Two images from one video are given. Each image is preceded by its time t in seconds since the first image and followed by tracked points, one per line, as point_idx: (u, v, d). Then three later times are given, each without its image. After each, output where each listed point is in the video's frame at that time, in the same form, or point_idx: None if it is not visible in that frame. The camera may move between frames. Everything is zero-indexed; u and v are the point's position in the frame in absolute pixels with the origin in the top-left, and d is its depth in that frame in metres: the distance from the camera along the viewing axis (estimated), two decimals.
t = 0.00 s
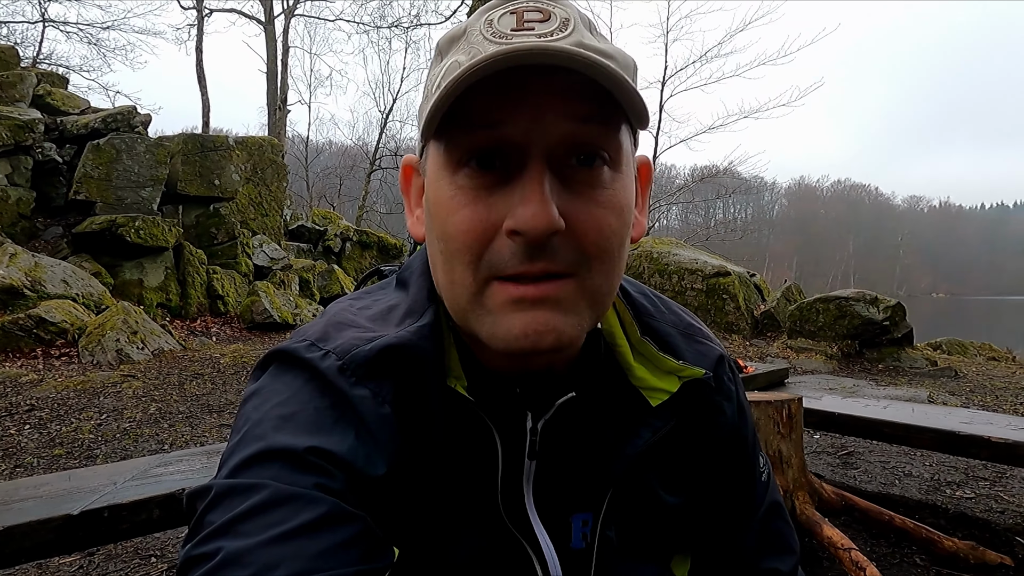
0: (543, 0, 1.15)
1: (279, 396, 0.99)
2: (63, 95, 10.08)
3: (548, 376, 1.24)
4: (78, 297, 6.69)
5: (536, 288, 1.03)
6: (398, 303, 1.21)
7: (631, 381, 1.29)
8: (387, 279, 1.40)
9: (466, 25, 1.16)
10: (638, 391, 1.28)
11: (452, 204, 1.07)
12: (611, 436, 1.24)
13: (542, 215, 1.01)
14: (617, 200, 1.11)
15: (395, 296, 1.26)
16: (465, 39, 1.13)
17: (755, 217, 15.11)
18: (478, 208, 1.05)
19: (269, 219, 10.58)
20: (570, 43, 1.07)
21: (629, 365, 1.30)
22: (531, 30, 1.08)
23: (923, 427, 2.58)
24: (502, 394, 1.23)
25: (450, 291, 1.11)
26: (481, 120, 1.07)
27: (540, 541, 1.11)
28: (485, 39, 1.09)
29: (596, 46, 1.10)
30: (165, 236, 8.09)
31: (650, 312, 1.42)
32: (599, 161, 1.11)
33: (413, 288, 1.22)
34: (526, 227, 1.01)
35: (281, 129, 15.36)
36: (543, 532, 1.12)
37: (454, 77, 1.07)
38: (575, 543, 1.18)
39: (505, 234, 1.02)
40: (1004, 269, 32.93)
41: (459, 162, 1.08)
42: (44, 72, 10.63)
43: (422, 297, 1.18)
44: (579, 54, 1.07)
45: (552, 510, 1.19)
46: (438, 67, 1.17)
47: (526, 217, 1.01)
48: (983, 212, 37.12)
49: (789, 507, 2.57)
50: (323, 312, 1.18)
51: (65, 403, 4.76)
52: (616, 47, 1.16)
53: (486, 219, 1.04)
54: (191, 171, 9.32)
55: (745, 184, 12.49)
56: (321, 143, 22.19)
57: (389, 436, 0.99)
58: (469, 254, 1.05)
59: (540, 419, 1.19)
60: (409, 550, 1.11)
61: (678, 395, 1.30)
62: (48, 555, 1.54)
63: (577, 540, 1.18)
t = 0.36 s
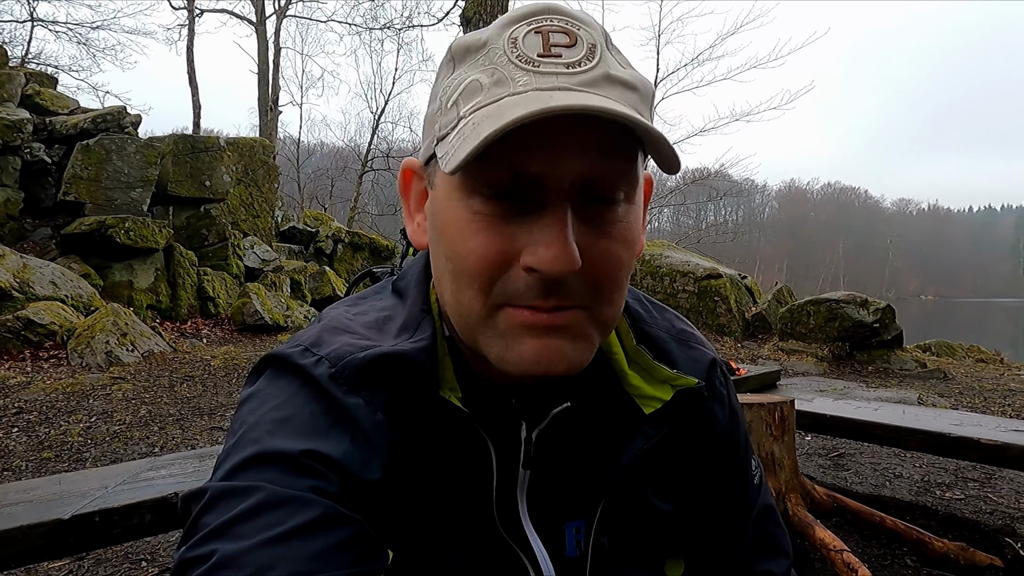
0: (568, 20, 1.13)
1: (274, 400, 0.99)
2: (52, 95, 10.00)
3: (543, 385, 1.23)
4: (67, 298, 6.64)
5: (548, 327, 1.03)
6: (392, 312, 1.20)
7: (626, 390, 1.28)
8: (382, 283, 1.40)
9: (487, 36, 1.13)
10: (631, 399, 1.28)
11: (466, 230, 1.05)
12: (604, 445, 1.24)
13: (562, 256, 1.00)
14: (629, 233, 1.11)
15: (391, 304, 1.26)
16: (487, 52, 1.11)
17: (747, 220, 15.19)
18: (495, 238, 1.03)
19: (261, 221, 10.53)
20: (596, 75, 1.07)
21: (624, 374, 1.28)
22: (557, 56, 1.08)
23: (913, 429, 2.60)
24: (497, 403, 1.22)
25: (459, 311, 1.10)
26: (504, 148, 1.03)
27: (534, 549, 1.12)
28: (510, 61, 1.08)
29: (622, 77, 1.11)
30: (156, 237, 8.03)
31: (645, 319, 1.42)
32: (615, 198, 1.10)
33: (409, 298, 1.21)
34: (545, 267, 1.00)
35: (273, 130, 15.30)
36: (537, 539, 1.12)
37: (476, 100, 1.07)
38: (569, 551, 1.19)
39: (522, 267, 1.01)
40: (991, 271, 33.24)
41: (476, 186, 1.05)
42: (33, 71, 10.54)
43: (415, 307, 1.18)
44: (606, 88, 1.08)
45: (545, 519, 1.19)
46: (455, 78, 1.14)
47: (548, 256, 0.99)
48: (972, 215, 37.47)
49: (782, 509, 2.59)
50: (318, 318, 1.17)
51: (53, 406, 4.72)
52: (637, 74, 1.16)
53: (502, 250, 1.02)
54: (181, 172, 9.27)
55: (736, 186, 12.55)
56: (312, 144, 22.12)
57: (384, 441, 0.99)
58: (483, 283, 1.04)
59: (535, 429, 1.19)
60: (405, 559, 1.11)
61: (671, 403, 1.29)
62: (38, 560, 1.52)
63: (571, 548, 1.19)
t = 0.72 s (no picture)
0: (660, 71, 0.95)
1: (269, 399, 0.98)
2: (54, 87, 9.99)
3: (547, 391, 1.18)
4: (70, 291, 6.65)
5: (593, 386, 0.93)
6: (389, 314, 1.19)
7: (627, 394, 1.25)
8: (376, 282, 1.38)
9: (579, 76, 0.89)
10: (632, 403, 1.25)
11: (532, 288, 0.87)
12: (606, 452, 1.23)
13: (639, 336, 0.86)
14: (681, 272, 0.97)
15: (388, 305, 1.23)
16: (580, 104, 0.88)
17: (750, 213, 15.14)
18: (568, 307, 0.86)
19: (263, 214, 10.52)
20: (692, 154, 0.93)
21: (626, 378, 1.24)
22: (661, 127, 0.90)
23: (917, 423, 2.59)
24: (501, 412, 1.15)
25: (499, 357, 0.95)
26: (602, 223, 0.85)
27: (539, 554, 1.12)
28: (611, 125, 0.88)
29: (706, 146, 0.98)
30: (158, 230, 8.03)
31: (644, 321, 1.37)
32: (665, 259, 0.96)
33: (407, 303, 1.20)
34: (614, 340, 0.86)
35: (275, 123, 15.27)
36: (541, 546, 1.14)
37: (571, 169, 0.88)
38: (575, 559, 1.19)
39: (590, 333, 0.86)
40: (995, 265, 33.12)
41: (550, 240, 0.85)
42: (35, 64, 10.52)
43: (413, 314, 1.16)
44: (699, 167, 0.95)
45: (548, 525, 1.19)
46: (528, 111, 0.91)
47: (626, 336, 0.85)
48: (976, 208, 37.33)
49: (784, 504, 2.59)
50: (316, 317, 1.16)
51: (57, 399, 4.73)
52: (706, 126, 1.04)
53: (568, 310, 0.86)
54: (184, 165, 9.26)
55: (739, 179, 12.49)
56: (314, 137, 22.10)
57: (381, 441, 0.98)
58: (538, 339, 0.89)
59: (538, 436, 1.18)
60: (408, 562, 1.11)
61: (670, 406, 1.28)
62: (42, 554, 1.53)
63: (575, 554, 1.20)
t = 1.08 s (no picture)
0: (635, 64, 0.92)
1: (247, 403, 0.97)
2: (44, 83, 9.91)
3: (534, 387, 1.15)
4: (62, 289, 6.61)
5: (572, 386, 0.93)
6: (368, 312, 1.17)
7: (613, 383, 1.25)
8: (358, 278, 1.36)
9: (550, 73, 0.87)
10: (619, 393, 1.25)
11: (505, 291, 0.87)
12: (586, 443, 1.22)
13: (619, 336, 0.85)
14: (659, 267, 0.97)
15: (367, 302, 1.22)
16: (551, 102, 0.86)
17: (742, 211, 15.21)
18: (545, 310, 0.86)
19: (256, 211, 10.48)
20: (669, 151, 0.91)
21: (612, 368, 1.24)
22: (637, 125, 0.88)
23: (907, 419, 2.63)
24: (486, 410, 1.12)
25: (477, 358, 0.94)
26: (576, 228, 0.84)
27: (527, 548, 1.13)
28: (584, 124, 0.86)
29: (683, 140, 0.96)
30: (150, 228, 7.99)
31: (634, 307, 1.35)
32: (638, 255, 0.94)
33: (384, 303, 1.17)
34: (593, 343, 0.85)
35: (267, 120, 15.22)
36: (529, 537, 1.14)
37: (542, 171, 0.86)
38: (567, 550, 1.20)
39: (568, 334, 0.86)
40: (984, 263, 33.42)
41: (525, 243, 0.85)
42: (24, 60, 10.43)
43: (390, 311, 1.14)
44: (676, 163, 0.92)
45: (537, 518, 1.19)
46: (499, 111, 0.89)
47: (604, 338, 0.85)
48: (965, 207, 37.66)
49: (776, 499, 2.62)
50: (294, 317, 1.15)
51: (50, 397, 4.72)
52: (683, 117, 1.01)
53: (545, 313, 0.86)
54: (176, 162, 9.22)
55: (732, 177, 12.55)
56: (307, 134, 22.03)
57: (363, 438, 0.97)
58: (516, 341, 0.89)
59: (523, 432, 1.15)
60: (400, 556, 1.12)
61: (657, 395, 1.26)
62: (41, 550, 1.53)
63: (566, 546, 1.20)
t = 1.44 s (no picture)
0: (627, 87, 0.91)
1: (247, 421, 0.95)
2: (48, 96, 9.99)
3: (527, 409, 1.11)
4: (64, 299, 6.62)
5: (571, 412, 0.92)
6: (366, 330, 1.15)
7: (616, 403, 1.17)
8: (360, 291, 1.36)
9: (538, 103, 0.86)
10: (621, 412, 1.18)
11: (499, 325, 0.86)
12: (586, 462, 1.18)
13: (617, 366, 0.84)
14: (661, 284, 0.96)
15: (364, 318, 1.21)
16: (539, 134, 0.86)
17: (741, 223, 15.26)
18: (540, 344, 0.85)
19: (257, 222, 10.51)
20: (664, 178, 0.89)
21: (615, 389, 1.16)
22: (628, 155, 0.86)
23: (912, 429, 2.63)
24: (481, 431, 1.08)
25: (474, 390, 0.94)
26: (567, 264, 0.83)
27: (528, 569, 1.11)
28: (572, 156, 0.85)
29: (680, 164, 0.94)
30: (153, 239, 8.02)
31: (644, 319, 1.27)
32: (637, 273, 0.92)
33: (381, 321, 1.16)
34: (591, 375, 0.84)
35: (269, 132, 15.31)
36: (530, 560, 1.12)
37: (530, 207, 0.85)
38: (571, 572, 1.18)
39: (565, 365, 0.85)
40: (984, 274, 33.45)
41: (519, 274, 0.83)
42: (28, 72, 10.51)
43: (386, 332, 1.13)
44: (672, 189, 0.91)
45: (539, 541, 1.18)
46: (487, 142, 0.88)
47: (600, 371, 0.83)
48: (964, 218, 37.78)
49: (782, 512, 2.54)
50: (293, 334, 1.14)
51: (53, 408, 4.72)
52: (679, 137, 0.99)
53: (540, 346, 0.85)
54: (178, 174, 9.27)
55: (731, 189, 12.60)
56: (308, 146, 22.15)
57: (365, 450, 0.96)
58: (512, 374, 0.88)
59: (523, 455, 1.12)
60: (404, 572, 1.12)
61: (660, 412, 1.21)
62: (53, 560, 1.54)
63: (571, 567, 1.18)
